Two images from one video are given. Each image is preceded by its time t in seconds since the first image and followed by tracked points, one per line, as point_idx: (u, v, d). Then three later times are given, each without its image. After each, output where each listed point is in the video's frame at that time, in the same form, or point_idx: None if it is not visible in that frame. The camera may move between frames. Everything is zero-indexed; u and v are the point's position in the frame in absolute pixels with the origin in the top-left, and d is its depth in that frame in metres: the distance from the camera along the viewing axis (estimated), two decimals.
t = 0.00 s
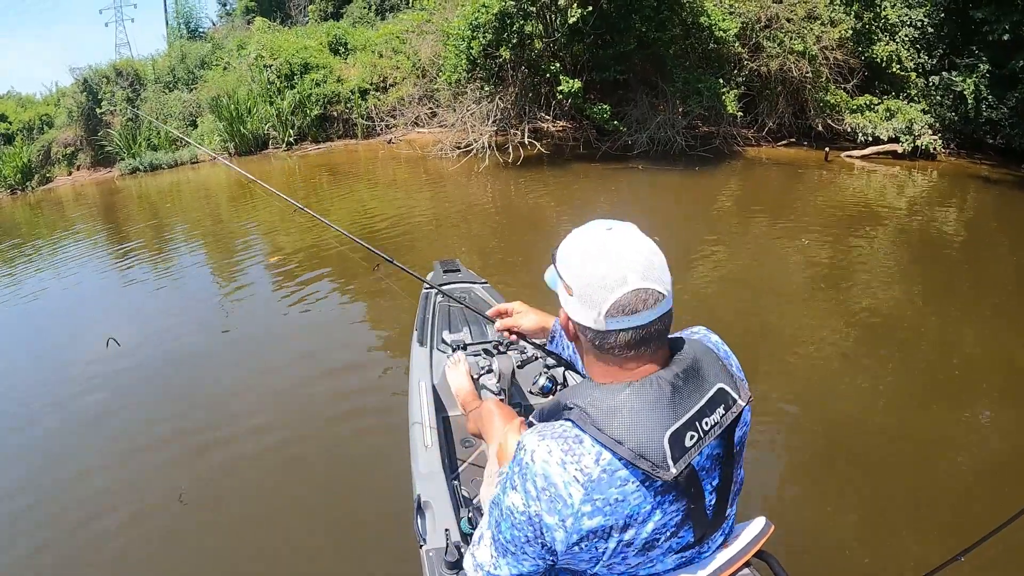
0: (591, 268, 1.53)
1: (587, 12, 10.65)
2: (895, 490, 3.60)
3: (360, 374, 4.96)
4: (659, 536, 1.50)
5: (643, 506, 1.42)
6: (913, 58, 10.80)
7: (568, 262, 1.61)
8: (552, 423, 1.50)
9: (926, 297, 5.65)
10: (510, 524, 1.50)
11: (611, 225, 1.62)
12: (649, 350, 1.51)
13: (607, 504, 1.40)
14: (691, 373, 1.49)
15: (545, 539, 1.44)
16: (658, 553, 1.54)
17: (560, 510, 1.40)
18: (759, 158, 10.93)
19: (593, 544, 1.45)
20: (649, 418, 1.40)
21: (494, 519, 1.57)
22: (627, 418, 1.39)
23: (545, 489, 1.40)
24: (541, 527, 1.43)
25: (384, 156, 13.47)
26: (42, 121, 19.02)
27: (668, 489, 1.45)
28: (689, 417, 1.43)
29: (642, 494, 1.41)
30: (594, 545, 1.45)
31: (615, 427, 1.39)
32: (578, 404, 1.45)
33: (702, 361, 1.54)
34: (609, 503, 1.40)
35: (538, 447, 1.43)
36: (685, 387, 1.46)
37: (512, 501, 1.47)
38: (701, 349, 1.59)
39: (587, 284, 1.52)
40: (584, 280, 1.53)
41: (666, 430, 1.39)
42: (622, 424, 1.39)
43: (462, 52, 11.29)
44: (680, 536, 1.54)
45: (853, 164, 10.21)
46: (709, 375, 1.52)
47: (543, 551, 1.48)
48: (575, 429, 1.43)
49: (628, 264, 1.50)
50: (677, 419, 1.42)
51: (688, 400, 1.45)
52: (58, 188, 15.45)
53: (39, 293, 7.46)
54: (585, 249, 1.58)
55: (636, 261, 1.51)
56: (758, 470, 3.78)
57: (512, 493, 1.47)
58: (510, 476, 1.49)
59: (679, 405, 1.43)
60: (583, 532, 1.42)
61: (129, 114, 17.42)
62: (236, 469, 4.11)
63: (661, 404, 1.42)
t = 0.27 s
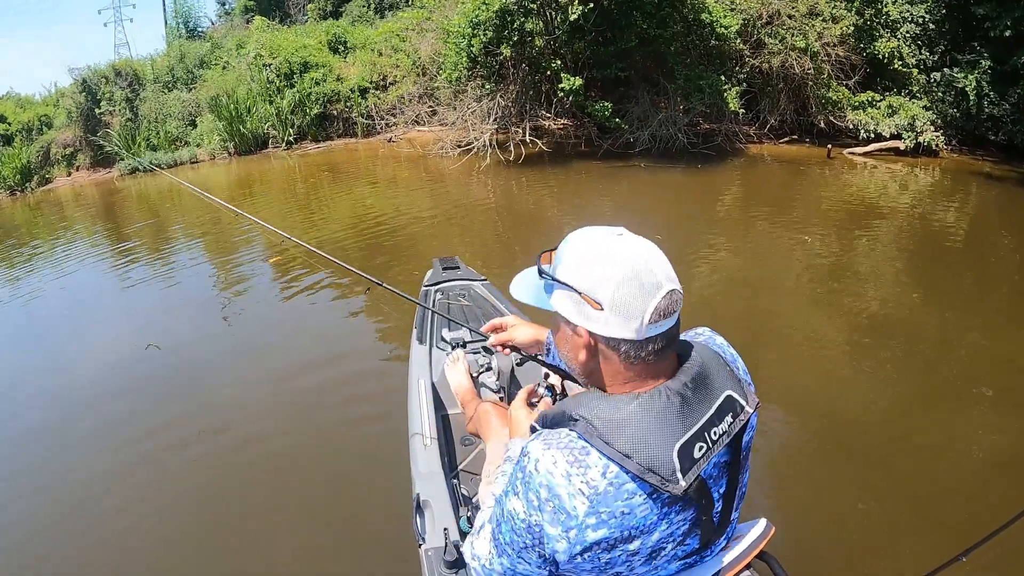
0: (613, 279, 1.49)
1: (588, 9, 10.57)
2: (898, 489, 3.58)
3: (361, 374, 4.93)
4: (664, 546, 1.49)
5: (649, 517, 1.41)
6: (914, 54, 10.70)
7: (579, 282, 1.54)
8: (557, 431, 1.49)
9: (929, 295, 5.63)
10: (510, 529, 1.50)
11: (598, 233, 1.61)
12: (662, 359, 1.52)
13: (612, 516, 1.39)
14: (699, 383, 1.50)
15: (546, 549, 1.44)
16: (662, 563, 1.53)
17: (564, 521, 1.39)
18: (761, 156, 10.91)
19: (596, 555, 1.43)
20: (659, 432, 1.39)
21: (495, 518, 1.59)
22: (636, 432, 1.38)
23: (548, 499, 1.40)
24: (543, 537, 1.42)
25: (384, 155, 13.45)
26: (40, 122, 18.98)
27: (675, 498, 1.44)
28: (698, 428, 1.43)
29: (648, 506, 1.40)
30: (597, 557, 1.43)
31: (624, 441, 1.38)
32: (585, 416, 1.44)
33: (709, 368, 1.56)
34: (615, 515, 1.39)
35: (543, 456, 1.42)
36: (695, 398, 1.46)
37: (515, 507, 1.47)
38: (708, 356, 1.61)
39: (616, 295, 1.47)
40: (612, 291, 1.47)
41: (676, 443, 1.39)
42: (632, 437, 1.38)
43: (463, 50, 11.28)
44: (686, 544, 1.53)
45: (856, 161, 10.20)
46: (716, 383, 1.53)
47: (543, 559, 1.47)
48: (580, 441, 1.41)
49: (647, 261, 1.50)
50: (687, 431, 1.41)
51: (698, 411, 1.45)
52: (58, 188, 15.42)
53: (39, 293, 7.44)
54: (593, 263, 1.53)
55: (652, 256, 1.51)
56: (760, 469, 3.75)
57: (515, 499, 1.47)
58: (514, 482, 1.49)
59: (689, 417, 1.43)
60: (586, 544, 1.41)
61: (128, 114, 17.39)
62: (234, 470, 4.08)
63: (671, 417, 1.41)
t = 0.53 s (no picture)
0: (643, 282, 1.49)
1: (591, 14, 10.68)
2: (898, 493, 3.58)
3: (362, 373, 4.93)
4: (671, 548, 1.49)
5: (659, 521, 1.42)
6: (915, 63, 10.73)
7: (607, 288, 1.52)
8: (571, 430, 1.48)
9: (929, 301, 5.64)
10: (517, 518, 1.50)
11: (609, 238, 1.61)
12: (680, 364, 1.54)
13: (622, 519, 1.39)
14: (714, 391, 1.51)
15: (553, 544, 1.44)
16: (667, 565, 1.53)
17: (574, 520, 1.39)
18: (763, 162, 10.93)
19: (602, 554, 1.44)
20: (674, 439, 1.40)
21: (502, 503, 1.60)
22: (652, 438, 1.38)
23: (558, 497, 1.40)
24: (551, 534, 1.43)
25: (385, 157, 13.45)
26: (40, 120, 18.95)
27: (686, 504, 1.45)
28: (713, 437, 1.44)
29: (659, 511, 1.41)
30: (603, 556, 1.44)
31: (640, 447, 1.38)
32: (600, 419, 1.43)
33: (724, 376, 1.57)
34: (625, 518, 1.39)
35: (557, 455, 1.41)
36: (710, 406, 1.47)
37: (525, 500, 1.47)
38: (723, 363, 1.62)
39: (650, 297, 1.48)
40: (645, 294, 1.48)
41: (691, 451, 1.40)
42: (648, 443, 1.38)
43: (466, 53, 11.37)
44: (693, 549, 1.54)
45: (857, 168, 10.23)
46: (731, 391, 1.54)
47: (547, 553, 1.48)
48: (595, 443, 1.41)
49: (667, 261, 1.54)
50: (702, 439, 1.42)
51: (713, 419, 1.46)
52: (57, 186, 15.38)
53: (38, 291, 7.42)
54: (617, 267, 1.53)
55: (671, 256, 1.55)
56: (761, 473, 3.76)
57: (526, 492, 1.47)
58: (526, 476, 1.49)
59: (705, 425, 1.44)
60: (594, 544, 1.41)
61: (129, 113, 17.38)
62: (234, 468, 4.07)
63: (687, 424, 1.42)
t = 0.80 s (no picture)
0: (643, 284, 1.49)
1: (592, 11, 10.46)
2: (898, 489, 3.55)
3: (361, 374, 4.91)
4: (663, 552, 1.48)
5: (652, 525, 1.40)
6: (916, 55, 10.78)
7: (607, 293, 1.51)
8: (568, 427, 1.47)
9: (930, 296, 5.61)
10: (511, 510, 1.50)
11: (605, 241, 1.60)
12: (678, 367, 1.53)
13: (614, 522, 1.38)
14: (711, 395, 1.49)
15: (543, 542, 1.43)
16: (661, 569, 1.52)
17: (565, 520, 1.38)
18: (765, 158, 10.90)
19: (592, 555, 1.43)
20: (668, 444, 1.38)
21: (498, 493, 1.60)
22: (646, 442, 1.37)
23: (551, 495, 1.39)
24: (541, 531, 1.42)
25: (385, 156, 13.43)
26: (40, 123, 18.94)
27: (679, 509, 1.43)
28: (708, 442, 1.42)
29: (652, 515, 1.39)
30: (594, 557, 1.43)
31: (633, 450, 1.36)
32: (595, 421, 1.41)
33: (723, 381, 1.55)
34: (617, 521, 1.37)
35: (551, 452, 1.40)
36: (707, 411, 1.45)
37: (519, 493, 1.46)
38: (723, 367, 1.60)
39: (651, 299, 1.47)
40: (647, 296, 1.47)
41: (684, 456, 1.38)
42: (642, 447, 1.36)
43: (466, 51, 11.33)
44: (686, 553, 1.53)
45: (859, 162, 10.20)
46: (728, 396, 1.52)
47: (537, 550, 1.47)
48: (590, 442, 1.39)
49: (665, 262, 1.54)
50: (697, 444, 1.41)
51: (709, 424, 1.44)
52: (57, 190, 15.38)
53: (38, 296, 7.40)
54: (616, 270, 1.52)
55: (668, 257, 1.55)
56: (761, 469, 3.74)
57: (521, 486, 1.46)
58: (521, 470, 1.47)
59: (699, 431, 1.42)
60: (584, 545, 1.40)
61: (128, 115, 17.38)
62: (232, 469, 4.06)
63: (682, 429, 1.40)
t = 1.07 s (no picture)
0: (633, 282, 1.48)
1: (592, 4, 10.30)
2: (899, 484, 3.53)
3: (361, 374, 4.90)
4: (656, 549, 1.47)
5: (643, 522, 1.39)
6: (919, 46, 10.65)
7: (596, 292, 1.50)
8: (561, 423, 1.46)
9: (933, 289, 5.58)
10: (503, 505, 1.50)
11: (592, 241, 1.58)
12: (670, 364, 1.51)
13: (604, 518, 1.37)
14: (704, 394, 1.47)
15: (534, 538, 1.43)
16: (654, 567, 1.51)
17: (555, 515, 1.38)
18: (767, 151, 10.86)
19: (583, 551, 1.43)
20: (658, 442, 1.36)
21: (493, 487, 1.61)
22: (636, 440, 1.35)
23: (541, 491, 1.39)
24: (532, 526, 1.42)
25: (386, 154, 13.41)
26: (40, 126, 18.96)
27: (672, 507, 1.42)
28: (700, 440, 1.40)
29: (642, 512, 1.38)
30: (584, 553, 1.43)
31: (623, 447, 1.35)
32: (586, 417, 1.40)
33: (717, 379, 1.52)
34: (607, 518, 1.37)
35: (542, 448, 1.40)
36: (699, 409, 1.43)
37: (511, 488, 1.46)
38: (717, 364, 1.57)
39: (641, 297, 1.46)
40: (637, 295, 1.46)
41: (674, 454, 1.36)
42: (631, 444, 1.35)
43: (466, 47, 11.34)
44: (680, 551, 1.51)
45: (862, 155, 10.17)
46: (721, 395, 1.49)
47: (529, 545, 1.47)
48: (580, 439, 1.38)
49: (654, 259, 1.53)
50: (688, 442, 1.39)
51: (700, 422, 1.42)
52: (58, 192, 15.39)
53: (39, 298, 7.40)
54: (605, 269, 1.51)
55: (657, 254, 1.54)
56: (762, 465, 3.73)
57: (513, 480, 1.46)
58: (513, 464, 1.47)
59: (691, 430, 1.40)
60: (575, 540, 1.40)
61: (127, 117, 17.38)
62: (232, 470, 4.06)
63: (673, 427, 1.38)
